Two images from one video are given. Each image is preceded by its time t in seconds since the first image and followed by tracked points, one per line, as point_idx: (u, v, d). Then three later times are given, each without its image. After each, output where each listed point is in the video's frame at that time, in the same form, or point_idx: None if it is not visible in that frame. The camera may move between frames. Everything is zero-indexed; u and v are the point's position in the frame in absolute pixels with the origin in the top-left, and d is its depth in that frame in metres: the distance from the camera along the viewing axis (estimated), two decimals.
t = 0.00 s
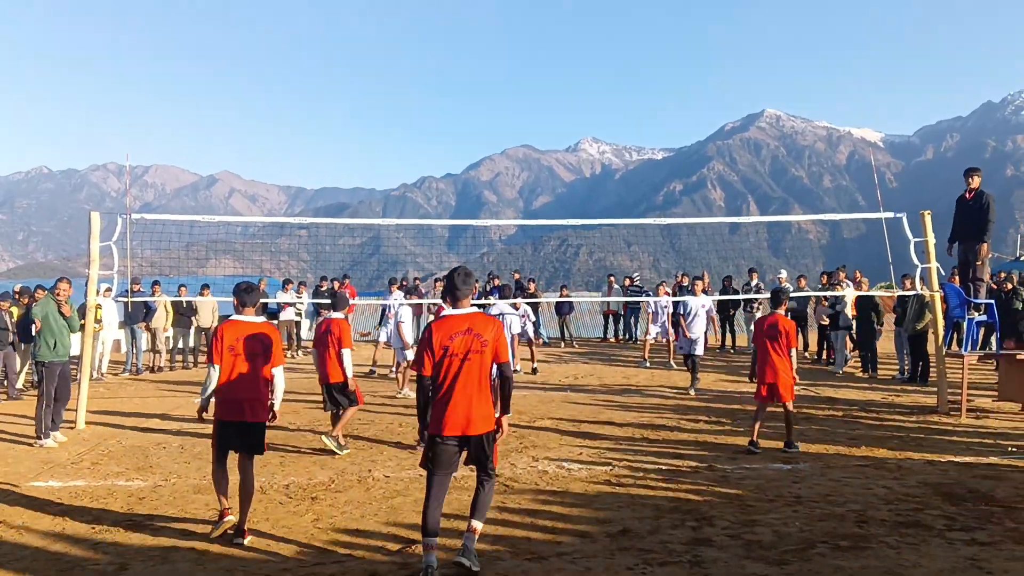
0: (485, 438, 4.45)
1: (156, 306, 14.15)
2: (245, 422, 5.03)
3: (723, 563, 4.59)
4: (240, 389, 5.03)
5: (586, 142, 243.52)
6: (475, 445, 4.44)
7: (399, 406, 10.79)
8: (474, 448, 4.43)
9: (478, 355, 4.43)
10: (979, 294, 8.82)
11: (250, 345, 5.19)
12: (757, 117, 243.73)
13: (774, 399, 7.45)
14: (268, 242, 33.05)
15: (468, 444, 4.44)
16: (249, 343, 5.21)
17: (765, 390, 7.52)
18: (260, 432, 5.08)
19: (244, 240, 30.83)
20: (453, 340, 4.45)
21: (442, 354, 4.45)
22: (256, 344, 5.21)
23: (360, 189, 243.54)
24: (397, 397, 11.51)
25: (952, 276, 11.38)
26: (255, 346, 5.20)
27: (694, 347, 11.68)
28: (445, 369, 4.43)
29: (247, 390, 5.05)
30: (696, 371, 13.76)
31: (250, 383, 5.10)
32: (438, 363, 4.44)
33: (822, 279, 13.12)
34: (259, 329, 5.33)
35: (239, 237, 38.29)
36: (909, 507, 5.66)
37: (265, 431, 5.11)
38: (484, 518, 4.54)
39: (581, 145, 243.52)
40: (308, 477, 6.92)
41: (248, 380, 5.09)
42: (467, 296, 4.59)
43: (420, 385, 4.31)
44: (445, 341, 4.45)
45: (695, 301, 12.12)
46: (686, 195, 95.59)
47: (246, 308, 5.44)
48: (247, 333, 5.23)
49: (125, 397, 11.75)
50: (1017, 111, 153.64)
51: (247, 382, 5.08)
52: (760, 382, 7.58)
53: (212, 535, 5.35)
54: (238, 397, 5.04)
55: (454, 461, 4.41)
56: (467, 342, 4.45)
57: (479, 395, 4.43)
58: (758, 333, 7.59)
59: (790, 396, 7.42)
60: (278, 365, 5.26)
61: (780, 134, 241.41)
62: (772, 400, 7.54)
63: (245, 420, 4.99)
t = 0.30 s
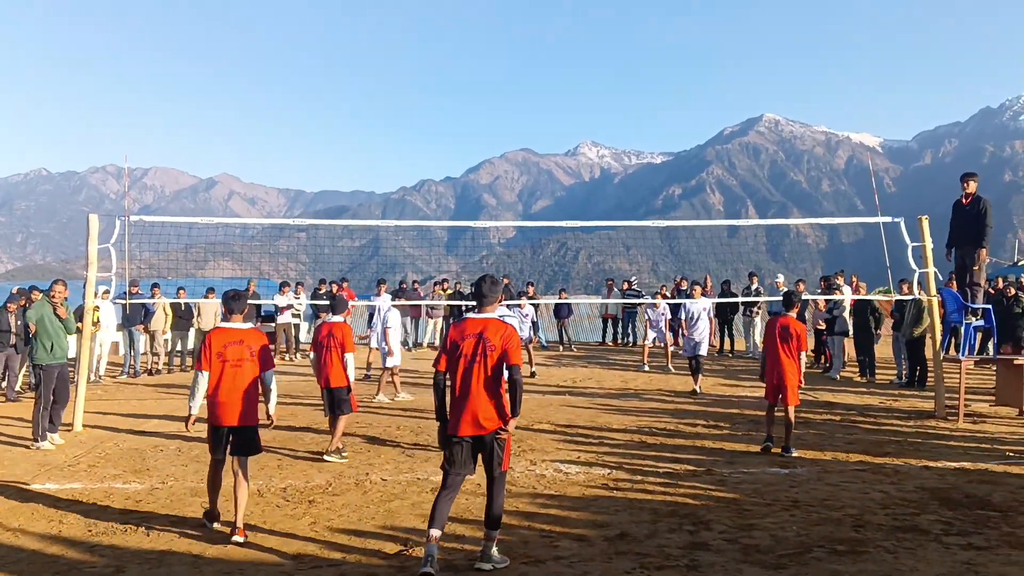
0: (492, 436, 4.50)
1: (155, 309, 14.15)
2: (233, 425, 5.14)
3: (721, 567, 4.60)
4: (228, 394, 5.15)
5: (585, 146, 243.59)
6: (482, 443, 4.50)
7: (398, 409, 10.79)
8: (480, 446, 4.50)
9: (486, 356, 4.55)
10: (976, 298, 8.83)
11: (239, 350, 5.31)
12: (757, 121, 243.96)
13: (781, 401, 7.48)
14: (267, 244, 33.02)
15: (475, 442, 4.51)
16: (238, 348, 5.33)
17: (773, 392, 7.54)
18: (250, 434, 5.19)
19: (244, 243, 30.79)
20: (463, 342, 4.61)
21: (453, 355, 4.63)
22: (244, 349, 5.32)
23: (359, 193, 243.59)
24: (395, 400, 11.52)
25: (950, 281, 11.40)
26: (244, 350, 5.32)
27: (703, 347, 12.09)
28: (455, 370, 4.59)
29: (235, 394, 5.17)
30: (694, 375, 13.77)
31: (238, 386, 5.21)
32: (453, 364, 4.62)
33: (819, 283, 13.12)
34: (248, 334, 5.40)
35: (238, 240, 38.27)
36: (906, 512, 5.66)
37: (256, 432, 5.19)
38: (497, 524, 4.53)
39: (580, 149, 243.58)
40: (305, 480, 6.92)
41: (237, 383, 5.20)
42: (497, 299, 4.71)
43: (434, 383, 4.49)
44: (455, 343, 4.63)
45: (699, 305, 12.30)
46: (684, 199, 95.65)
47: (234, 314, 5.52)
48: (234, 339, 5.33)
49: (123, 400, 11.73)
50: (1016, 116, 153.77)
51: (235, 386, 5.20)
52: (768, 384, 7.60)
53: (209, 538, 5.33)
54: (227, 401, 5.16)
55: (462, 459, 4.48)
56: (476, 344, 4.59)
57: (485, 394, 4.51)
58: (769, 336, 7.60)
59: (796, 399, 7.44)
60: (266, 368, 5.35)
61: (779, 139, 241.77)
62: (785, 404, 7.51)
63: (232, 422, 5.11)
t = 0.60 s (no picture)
0: (512, 422, 4.70)
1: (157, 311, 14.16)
2: (219, 418, 5.30)
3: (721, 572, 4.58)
4: (215, 389, 5.30)
5: (587, 149, 243.59)
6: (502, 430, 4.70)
7: (399, 412, 10.78)
8: (501, 434, 4.70)
9: (508, 352, 4.73)
10: (977, 303, 8.81)
11: (226, 346, 5.43)
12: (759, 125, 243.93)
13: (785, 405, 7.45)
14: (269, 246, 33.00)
15: (496, 430, 4.72)
16: (228, 345, 5.45)
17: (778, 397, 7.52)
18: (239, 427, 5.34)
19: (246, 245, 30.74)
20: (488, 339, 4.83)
21: (479, 351, 4.87)
22: (232, 346, 5.43)
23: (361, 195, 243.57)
24: (395, 403, 11.50)
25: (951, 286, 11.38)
26: (232, 347, 5.43)
27: (712, 353, 12.40)
28: (478, 364, 4.82)
29: (222, 390, 5.32)
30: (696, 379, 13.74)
31: (227, 382, 5.35)
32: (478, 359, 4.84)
33: (821, 287, 13.11)
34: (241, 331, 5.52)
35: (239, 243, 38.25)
36: (907, 517, 5.64)
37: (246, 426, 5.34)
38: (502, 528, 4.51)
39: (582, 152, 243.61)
40: (305, 483, 6.91)
41: (224, 380, 5.34)
42: (523, 299, 4.85)
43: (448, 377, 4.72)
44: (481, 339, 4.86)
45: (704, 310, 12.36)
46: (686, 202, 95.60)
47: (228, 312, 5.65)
48: (222, 337, 5.45)
49: (124, 402, 11.72)
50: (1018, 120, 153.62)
51: (224, 381, 5.34)
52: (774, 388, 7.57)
53: (209, 541, 5.33)
54: (216, 395, 5.33)
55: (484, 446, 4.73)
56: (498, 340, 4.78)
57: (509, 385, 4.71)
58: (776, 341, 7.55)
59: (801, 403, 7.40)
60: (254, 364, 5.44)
61: (782, 143, 241.73)
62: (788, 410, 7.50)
63: (218, 416, 5.27)
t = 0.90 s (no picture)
0: (548, 426, 4.70)
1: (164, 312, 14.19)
2: (224, 420, 5.37)
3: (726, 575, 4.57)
4: (221, 392, 5.35)
5: (593, 151, 243.57)
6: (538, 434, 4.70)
7: (405, 414, 10.80)
8: (539, 437, 4.70)
9: (541, 357, 4.77)
10: (984, 306, 8.77)
11: (233, 349, 5.45)
12: (766, 128, 243.64)
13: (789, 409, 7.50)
14: (275, 249, 33.00)
15: (531, 434, 4.72)
16: (235, 348, 5.47)
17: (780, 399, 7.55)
18: (243, 429, 5.40)
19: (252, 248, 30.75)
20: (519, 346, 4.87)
21: (513, 359, 4.90)
22: (239, 348, 5.45)
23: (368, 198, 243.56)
24: (401, 406, 11.52)
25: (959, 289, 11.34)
26: (238, 350, 5.45)
27: (721, 356, 12.42)
28: (513, 371, 4.85)
29: (227, 393, 5.36)
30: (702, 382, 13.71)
31: (233, 385, 5.38)
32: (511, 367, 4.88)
33: (827, 291, 13.06)
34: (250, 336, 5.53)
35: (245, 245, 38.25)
36: (914, 520, 5.62)
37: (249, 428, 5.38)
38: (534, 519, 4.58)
39: (589, 155, 243.60)
40: (311, 485, 6.93)
41: (230, 383, 5.37)
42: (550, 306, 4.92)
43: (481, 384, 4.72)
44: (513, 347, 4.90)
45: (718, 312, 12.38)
46: (693, 205, 95.40)
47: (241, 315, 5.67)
48: (229, 340, 5.47)
49: (131, 403, 11.75)
50: None
51: (230, 384, 5.38)
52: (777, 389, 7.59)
53: (215, 542, 5.35)
54: (222, 397, 5.38)
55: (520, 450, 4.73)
56: (530, 345, 4.83)
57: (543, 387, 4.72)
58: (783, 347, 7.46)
59: (804, 406, 7.51)
60: (259, 368, 5.45)
61: (788, 146, 241.20)
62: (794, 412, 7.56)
63: (223, 418, 5.34)
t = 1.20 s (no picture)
0: (589, 418, 4.72)
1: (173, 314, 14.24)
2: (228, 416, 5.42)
3: None
4: (225, 388, 5.41)
5: (601, 153, 243.54)
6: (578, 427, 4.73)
7: (412, 416, 10.81)
8: (584, 430, 4.72)
9: (577, 351, 4.83)
10: (994, 308, 8.72)
11: (237, 347, 5.49)
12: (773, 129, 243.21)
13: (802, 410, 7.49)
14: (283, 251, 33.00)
15: (572, 428, 4.76)
16: (241, 345, 5.51)
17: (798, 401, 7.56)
18: (247, 425, 5.43)
19: (260, 249, 30.76)
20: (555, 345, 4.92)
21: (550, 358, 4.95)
22: (244, 346, 5.48)
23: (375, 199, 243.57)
24: (409, 408, 11.52)
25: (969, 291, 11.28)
26: (243, 348, 5.48)
27: (731, 357, 12.35)
28: (551, 369, 4.90)
29: (231, 389, 5.42)
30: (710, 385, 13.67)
31: (236, 382, 5.43)
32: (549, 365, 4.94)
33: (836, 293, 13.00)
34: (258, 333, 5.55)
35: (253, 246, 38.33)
36: (924, 523, 5.59)
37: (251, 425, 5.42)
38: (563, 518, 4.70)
39: (596, 157, 243.59)
40: (319, 487, 6.95)
41: (234, 380, 5.42)
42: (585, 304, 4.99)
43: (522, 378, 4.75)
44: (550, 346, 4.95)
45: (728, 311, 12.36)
46: (701, 207, 95.15)
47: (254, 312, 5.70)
48: (235, 337, 5.51)
49: (140, 405, 11.79)
50: None
51: (234, 382, 5.42)
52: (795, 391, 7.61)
53: (223, 543, 5.36)
54: (226, 393, 5.44)
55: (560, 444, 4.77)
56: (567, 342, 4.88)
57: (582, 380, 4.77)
58: (809, 347, 7.44)
59: (818, 407, 7.44)
60: (263, 366, 5.46)
61: (796, 147, 240.52)
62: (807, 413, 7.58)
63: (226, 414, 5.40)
